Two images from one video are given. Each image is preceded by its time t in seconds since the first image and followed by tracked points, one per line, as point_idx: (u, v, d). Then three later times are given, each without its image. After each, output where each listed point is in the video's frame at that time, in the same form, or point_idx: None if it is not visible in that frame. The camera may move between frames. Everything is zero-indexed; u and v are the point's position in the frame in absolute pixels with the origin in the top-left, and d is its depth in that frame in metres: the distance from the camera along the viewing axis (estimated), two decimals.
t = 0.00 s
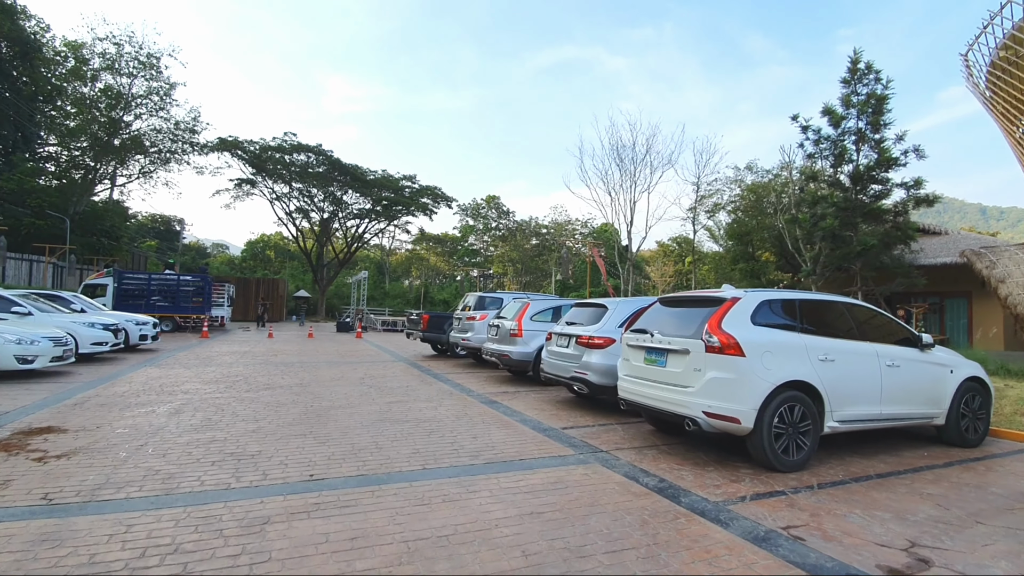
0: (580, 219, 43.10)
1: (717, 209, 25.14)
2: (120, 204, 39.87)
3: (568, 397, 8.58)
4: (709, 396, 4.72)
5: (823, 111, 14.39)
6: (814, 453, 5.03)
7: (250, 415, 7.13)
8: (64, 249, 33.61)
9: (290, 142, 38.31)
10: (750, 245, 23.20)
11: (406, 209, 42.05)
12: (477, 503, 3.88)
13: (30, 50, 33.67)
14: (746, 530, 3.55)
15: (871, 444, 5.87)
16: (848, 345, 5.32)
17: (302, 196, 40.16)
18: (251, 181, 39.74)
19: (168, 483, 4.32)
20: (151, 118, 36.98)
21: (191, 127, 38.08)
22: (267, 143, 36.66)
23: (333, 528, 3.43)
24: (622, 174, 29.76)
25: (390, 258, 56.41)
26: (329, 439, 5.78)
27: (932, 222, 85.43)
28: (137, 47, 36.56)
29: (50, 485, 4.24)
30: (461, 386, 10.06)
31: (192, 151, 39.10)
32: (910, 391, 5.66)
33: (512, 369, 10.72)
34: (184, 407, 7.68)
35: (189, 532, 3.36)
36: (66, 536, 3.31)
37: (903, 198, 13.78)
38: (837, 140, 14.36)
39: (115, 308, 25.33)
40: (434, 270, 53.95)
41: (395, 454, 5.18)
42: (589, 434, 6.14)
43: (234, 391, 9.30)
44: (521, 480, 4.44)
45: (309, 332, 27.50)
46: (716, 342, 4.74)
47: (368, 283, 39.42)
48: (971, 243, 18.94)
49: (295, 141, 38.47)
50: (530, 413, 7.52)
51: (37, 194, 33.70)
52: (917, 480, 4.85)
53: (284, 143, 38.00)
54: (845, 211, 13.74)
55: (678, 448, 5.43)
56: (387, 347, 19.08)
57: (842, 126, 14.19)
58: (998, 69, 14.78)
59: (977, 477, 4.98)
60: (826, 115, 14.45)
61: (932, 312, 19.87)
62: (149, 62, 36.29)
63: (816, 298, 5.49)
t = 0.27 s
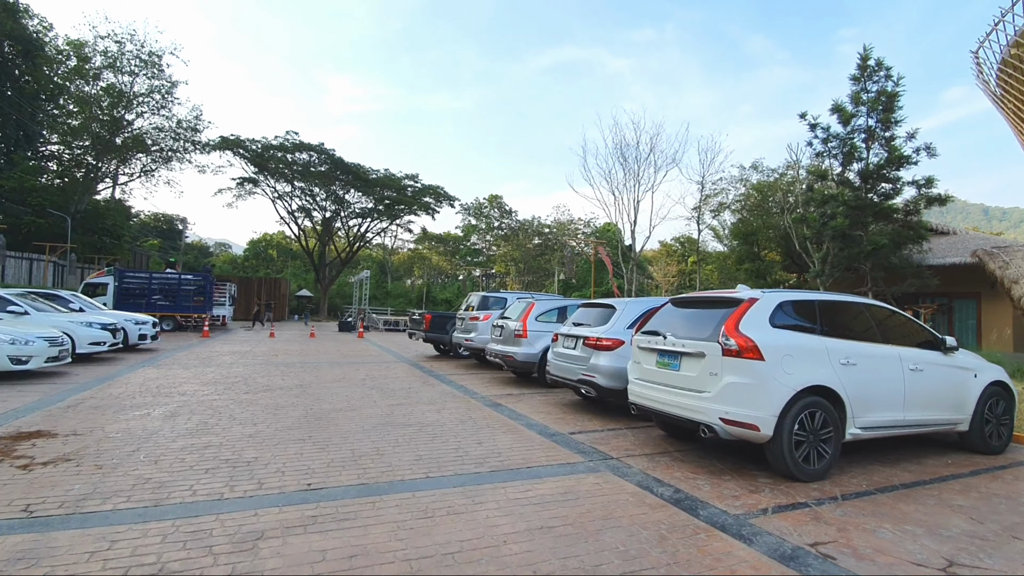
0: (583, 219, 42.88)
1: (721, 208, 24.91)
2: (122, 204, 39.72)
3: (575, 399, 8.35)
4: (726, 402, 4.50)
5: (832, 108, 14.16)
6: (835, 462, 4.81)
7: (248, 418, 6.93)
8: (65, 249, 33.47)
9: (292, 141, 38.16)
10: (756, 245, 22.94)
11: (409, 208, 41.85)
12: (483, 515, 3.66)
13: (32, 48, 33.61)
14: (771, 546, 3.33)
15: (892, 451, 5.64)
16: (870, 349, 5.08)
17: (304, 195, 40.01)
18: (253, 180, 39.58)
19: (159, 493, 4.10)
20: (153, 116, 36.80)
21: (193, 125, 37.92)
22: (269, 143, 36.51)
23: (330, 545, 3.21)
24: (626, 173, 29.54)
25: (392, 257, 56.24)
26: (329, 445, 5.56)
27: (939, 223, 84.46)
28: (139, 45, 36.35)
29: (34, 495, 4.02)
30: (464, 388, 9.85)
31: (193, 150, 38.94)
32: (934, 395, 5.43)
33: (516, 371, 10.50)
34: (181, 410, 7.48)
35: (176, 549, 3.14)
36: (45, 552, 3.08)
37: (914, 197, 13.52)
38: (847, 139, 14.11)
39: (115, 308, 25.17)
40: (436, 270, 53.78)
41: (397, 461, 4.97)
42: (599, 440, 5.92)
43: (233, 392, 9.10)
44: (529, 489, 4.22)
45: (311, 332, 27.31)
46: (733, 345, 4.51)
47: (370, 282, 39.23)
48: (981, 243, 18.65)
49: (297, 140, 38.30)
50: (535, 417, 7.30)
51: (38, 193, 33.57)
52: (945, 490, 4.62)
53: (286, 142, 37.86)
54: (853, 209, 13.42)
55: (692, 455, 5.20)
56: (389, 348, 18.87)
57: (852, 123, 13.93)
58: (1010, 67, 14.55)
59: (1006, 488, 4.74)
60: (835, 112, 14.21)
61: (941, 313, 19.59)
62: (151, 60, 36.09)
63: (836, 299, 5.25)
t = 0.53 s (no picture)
0: (593, 217, 42.57)
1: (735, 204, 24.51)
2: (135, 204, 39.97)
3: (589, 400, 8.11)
4: (753, 404, 4.23)
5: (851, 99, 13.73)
6: (869, 466, 4.53)
7: (254, 420, 6.76)
8: (79, 249, 33.70)
9: (303, 141, 38.18)
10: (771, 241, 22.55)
11: (418, 207, 41.71)
12: (495, 525, 3.43)
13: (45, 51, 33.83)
14: (806, 560, 3.07)
15: (926, 454, 5.34)
16: (904, 347, 4.79)
17: (314, 195, 40.05)
18: (264, 180, 39.68)
19: (156, 500, 3.92)
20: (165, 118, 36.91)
21: (204, 126, 38.01)
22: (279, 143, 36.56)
23: (332, 558, 3.01)
24: (637, 170, 29.18)
25: (402, 257, 56.22)
26: (335, 448, 5.37)
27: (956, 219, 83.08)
28: (150, 46, 36.48)
29: (26, 503, 3.86)
30: (475, 388, 9.65)
31: (205, 150, 39.05)
32: (971, 396, 5.13)
33: (527, 370, 10.28)
34: (187, 411, 7.33)
35: (169, 563, 2.94)
36: (31, 565, 2.91)
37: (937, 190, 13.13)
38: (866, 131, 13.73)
39: (128, 308, 25.28)
40: (446, 269, 53.69)
41: (404, 466, 4.77)
42: (615, 442, 5.68)
43: (240, 392, 8.96)
44: (544, 496, 3.99)
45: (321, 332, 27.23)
46: (760, 343, 4.25)
47: (380, 282, 39.17)
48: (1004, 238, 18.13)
49: (307, 140, 38.31)
50: (548, 417, 7.07)
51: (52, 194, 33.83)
52: (988, 497, 4.32)
53: (297, 142, 37.89)
54: (874, 203, 13.31)
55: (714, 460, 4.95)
56: (399, 347, 18.72)
57: (872, 114, 13.54)
58: None
59: None
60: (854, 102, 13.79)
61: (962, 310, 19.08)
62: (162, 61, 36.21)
63: (867, 294, 4.96)
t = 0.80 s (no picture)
0: (610, 217, 42.14)
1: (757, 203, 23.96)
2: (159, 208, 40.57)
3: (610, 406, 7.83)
4: (791, 414, 3.94)
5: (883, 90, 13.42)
6: (915, 482, 4.21)
7: (267, 425, 6.61)
8: (103, 253, 34.24)
9: (321, 144, 38.40)
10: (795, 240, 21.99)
11: (435, 208, 41.64)
12: (514, 546, 3.19)
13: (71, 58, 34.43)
14: None
15: (975, 468, 4.97)
16: (953, 352, 4.45)
17: (332, 197, 40.24)
18: (283, 184, 39.98)
19: (160, 514, 3.75)
20: (186, 122, 37.30)
21: (225, 130, 38.36)
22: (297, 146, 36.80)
23: None
24: (656, 169, 28.74)
25: (419, 258, 56.29)
26: (347, 456, 5.18)
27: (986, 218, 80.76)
28: (172, 52, 36.93)
29: (27, 516, 3.72)
30: (492, 392, 9.41)
31: (226, 154, 39.42)
32: None
33: (546, 374, 10.01)
34: (200, 415, 7.21)
35: None
36: None
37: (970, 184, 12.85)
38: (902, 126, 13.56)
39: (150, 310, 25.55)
40: (463, 270, 53.61)
41: (418, 477, 4.55)
42: (640, 452, 5.39)
43: (255, 396, 8.84)
44: (565, 512, 3.74)
45: (339, 333, 27.25)
46: (799, 349, 3.95)
47: (397, 283, 39.17)
48: None
49: (325, 142, 38.50)
50: (568, 423, 6.80)
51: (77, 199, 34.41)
52: None
53: (315, 145, 38.10)
54: (906, 199, 12.82)
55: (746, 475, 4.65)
56: (416, 349, 18.59)
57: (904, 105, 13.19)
58: None
59: None
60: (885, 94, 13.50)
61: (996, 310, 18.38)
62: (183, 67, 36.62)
63: (912, 295, 4.62)
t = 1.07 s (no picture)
0: (628, 216, 41.71)
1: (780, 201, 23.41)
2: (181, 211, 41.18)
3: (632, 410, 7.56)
4: (835, 422, 3.67)
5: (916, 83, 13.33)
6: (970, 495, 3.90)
7: (280, 428, 6.46)
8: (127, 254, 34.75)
9: (339, 146, 38.61)
10: (820, 238, 21.52)
11: (452, 209, 41.55)
12: (536, 565, 2.96)
13: (96, 64, 35.10)
14: None
15: None
16: (1010, 355, 4.13)
17: (350, 198, 40.40)
18: (302, 186, 40.23)
19: (165, 523, 3.59)
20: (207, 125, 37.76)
21: (245, 133, 38.78)
22: (315, 148, 37.02)
23: None
24: (675, 167, 28.31)
25: (436, 259, 56.34)
26: (361, 462, 4.99)
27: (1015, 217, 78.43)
28: (193, 56, 37.37)
29: (30, 523, 3.58)
30: (511, 394, 9.19)
31: (246, 157, 39.83)
32: None
33: (565, 376, 9.76)
34: (215, 417, 7.09)
35: None
36: None
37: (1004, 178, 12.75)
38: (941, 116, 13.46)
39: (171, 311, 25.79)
40: (479, 271, 53.51)
41: (435, 485, 4.34)
42: (667, 460, 5.13)
43: (271, 398, 8.72)
44: (591, 526, 3.49)
45: (356, 334, 27.24)
46: (844, 351, 3.67)
47: (414, 284, 39.17)
48: None
49: (343, 144, 38.68)
50: (590, 428, 6.55)
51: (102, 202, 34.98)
52: None
53: (333, 146, 38.33)
54: (942, 193, 12.78)
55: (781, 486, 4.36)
56: (432, 349, 18.45)
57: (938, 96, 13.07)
58: None
59: None
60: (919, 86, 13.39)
61: None
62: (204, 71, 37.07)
63: (963, 293, 4.30)
